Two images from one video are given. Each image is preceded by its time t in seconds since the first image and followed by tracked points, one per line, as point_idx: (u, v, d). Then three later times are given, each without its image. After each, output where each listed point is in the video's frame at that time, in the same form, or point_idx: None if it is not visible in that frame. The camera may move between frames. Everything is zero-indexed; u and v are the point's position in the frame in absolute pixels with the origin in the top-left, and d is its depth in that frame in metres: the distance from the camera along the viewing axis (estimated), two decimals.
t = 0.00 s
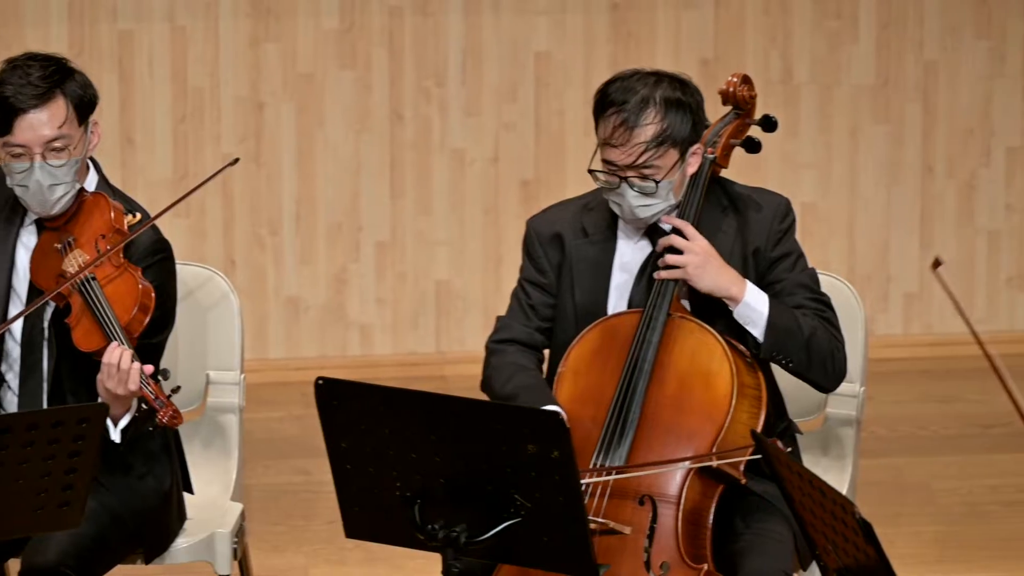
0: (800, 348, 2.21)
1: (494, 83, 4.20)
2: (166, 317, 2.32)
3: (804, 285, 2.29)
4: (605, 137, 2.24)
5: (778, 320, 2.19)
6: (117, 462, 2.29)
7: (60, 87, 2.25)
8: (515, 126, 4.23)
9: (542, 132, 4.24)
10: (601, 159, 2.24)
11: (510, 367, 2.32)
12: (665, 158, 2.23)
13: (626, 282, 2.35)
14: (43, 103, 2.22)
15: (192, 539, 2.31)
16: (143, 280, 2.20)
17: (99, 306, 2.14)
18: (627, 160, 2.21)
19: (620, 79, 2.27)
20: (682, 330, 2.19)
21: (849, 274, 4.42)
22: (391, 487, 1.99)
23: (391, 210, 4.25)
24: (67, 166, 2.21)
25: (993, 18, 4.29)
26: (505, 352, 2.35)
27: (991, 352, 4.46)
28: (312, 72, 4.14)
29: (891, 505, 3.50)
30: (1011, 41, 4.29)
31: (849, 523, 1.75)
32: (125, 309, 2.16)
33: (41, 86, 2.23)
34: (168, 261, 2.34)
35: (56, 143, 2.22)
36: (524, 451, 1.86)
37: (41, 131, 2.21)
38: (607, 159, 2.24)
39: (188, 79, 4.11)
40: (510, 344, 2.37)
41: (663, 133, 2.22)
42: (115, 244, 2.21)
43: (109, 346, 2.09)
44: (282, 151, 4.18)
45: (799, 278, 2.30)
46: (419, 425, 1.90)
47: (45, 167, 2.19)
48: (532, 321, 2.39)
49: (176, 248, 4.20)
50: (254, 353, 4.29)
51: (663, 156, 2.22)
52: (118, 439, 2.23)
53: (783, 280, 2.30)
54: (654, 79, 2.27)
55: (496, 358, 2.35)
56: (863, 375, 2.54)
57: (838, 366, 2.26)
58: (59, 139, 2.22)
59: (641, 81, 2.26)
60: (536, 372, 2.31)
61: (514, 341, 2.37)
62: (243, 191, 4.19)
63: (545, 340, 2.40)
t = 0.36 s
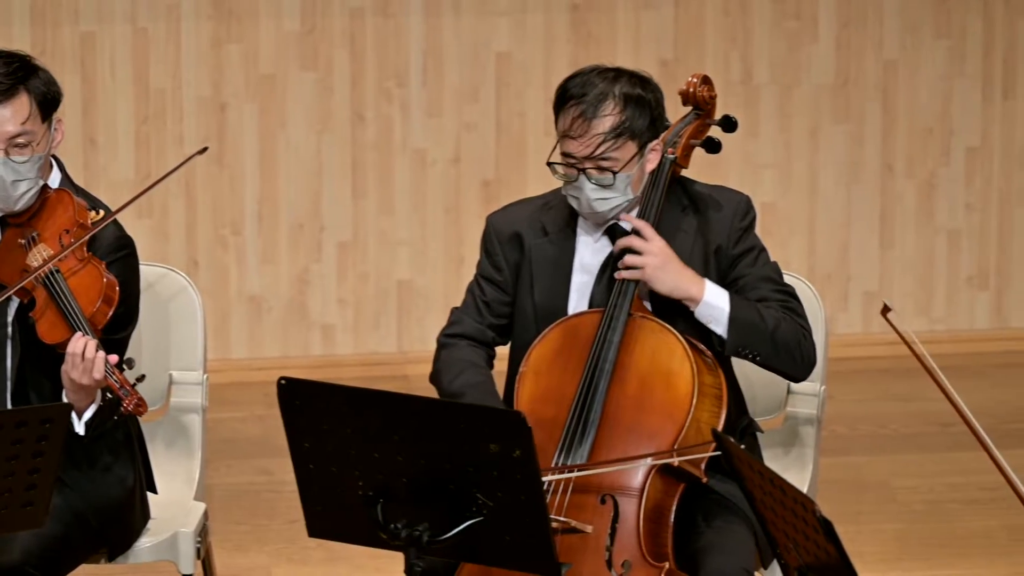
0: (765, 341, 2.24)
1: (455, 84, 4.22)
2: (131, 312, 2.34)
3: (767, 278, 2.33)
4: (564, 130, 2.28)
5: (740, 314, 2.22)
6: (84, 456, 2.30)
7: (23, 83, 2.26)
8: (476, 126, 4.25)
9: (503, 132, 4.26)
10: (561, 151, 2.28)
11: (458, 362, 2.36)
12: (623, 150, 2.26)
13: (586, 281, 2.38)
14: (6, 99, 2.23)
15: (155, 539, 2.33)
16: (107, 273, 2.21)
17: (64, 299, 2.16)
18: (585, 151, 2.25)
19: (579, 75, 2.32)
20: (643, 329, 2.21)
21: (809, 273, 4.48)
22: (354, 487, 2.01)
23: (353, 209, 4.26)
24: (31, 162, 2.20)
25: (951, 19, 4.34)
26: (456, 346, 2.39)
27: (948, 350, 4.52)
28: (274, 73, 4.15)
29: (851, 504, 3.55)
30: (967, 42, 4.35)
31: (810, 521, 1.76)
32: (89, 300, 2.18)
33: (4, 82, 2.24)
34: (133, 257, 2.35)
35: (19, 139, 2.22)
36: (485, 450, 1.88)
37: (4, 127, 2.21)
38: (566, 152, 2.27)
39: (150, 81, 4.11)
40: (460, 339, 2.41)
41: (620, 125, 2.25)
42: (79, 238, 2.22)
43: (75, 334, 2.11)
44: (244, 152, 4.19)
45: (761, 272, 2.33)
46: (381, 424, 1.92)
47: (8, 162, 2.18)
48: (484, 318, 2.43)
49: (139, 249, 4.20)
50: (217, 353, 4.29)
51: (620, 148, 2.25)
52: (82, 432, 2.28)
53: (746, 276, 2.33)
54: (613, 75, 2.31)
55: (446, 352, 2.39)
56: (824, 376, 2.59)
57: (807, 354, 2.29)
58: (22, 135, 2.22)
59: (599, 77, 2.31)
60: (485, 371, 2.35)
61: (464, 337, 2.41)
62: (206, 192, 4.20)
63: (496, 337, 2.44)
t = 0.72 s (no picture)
0: (732, 335, 2.29)
1: (425, 83, 4.25)
2: (104, 307, 2.37)
3: (733, 273, 2.38)
4: (532, 114, 2.32)
5: (707, 310, 2.28)
6: (58, 449, 2.33)
7: None
8: (446, 124, 4.29)
9: (473, 130, 4.30)
10: (528, 135, 2.33)
11: (423, 354, 2.43)
12: (589, 135, 2.30)
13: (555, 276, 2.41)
14: None
15: (129, 534, 2.36)
16: (80, 269, 2.25)
17: (37, 292, 2.18)
18: (551, 135, 2.29)
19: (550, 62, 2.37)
20: (610, 324, 2.25)
21: (774, 269, 4.54)
22: (326, 481, 2.04)
23: (323, 207, 4.29)
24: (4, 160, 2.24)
25: (914, 18, 4.41)
26: (422, 337, 2.46)
27: (912, 344, 4.59)
28: (245, 72, 4.17)
29: (817, 496, 3.62)
30: (930, 41, 4.42)
31: (777, 514, 1.80)
32: (61, 296, 2.21)
33: None
34: (106, 253, 2.37)
35: None
36: (455, 445, 1.91)
37: None
38: (534, 136, 2.32)
39: (123, 80, 4.13)
40: (427, 331, 2.48)
41: (586, 109, 2.30)
42: (51, 234, 2.25)
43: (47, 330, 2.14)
44: (216, 151, 4.21)
45: (727, 267, 2.38)
46: (352, 419, 1.96)
47: None
48: (450, 311, 2.49)
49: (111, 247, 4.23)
50: (189, 350, 4.32)
51: (586, 132, 2.30)
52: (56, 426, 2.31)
53: (712, 271, 2.38)
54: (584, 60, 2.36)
55: (412, 342, 2.47)
56: (789, 371, 2.64)
57: (774, 346, 2.34)
58: None
59: (568, 63, 2.36)
60: (448, 364, 2.42)
61: (431, 328, 2.48)
62: (178, 189, 4.22)
63: (463, 329, 2.50)
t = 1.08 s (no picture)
0: (682, 331, 2.35)
1: (383, 77, 4.29)
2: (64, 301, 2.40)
3: (686, 271, 2.44)
4: (478, 136, 2.35)
5: (660, 304, 2.33)
6: (20, 442, 2.36)
7: None
8: (403, 118, 4.32)
9: (430, 124, 4.34)
10: (478, 157, 2.35)
11: (382, 330, 2.51)
12: (538, 152, 2.33)
13: (509, 272, 2.46)
14: None
15: (90, 524, 2.38)
16: (41, 264, 2.27)
17: None
18: (501, 157, 2.32)
19: (488, 78, 2.38)
20: (566, 315, 2.31)
21: (728, 260, 4.62)
22: (285, 471, 2.08)
23: (283, 200, 4.32)
24: None
25: (866, 12, 4.48)
26: (382, 315, 2.55)
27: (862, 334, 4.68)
28: (205, 67, 4.20)
29: (770, 483, 3.70)
30: (882, 35, 4.49)
31: (732, 502, 1.84)
32: (22, 290, 2.24)
33: None
34: (67, 248, 2.40)
35: None
36: (413, 434, 1.94)
37: None
38: (484, 157, 2.35)
39: (84, 75, 4.15)
40: (388, 310, 2.56)
41: (531, 128, 2.32)
42: (12, 229, 2.27)
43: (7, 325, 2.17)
44: (176, 146, 4.24)
45: (680, 264, 2.45)
46: (311, 409, 1.99)
47: None
48: (410, 293, 2.57)
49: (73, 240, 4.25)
50: (150, 341, 4.35)
51: (535, 150, 2.33)
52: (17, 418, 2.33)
53: (666, 267, 2.45)
54: (520, 74, 2.38)
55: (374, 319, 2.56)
56: (744, 359, 2.71)
57: (720, 346, 2.41)
58: None
59: (506, 79, 2.37)
60: (406, 344, 2.50)
61: (393, 307, 2.57)
62: (138, 183, 4.24)
63: (423, 311, 2.58)
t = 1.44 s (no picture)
0: (641, 306, 2.42)
1: (338, 62, 4.31)
2: (25, 284, 2.43)
3: (640, 248, 2.50)
4: (437, 118, 2.39)
5: (619, 280, 2.39)
6: None
7: None
8: (359, 103, 4.35)
9: (385, 108, 4.37)
10: (436, 139, 2.39)
11: (340, 329, 2.52)
12: (496, 133, 2.37)
13: (464, 255, 2.52)
14: None
15: (50, 504, 2.42)
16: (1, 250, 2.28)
17: None
18: (458, 138, 2.36)
19: (445, 63, 2.44)
20: (521, 298, 2.37)
21: (681, 244, 4.70)
22: (244, 453, 2.11)
23: (240, 184, 4.35)
24: None
25: None
26: (340, 315, 2.55)
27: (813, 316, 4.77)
28: (163, 54, 4.22)
29: (721, 463, 3.78)
30: (831, 21, 4.57)
31: (684, 482, 1.90)
32: None
33: None
34: (28, 233, 2.44)
35: None
36: (371, 417, 1.98)
37: None
38: (441, 139, 2.39)
39: (44, 62, 4.18)
40: (345, 309, 2.56)
41: (490, 109, 2.37)
42: None
43: None
44: (135, 131, 4.26)
45: (634, 242, 2.50)
46: (269, 392, 2.03)
47: None
48: (365, 289, 2.58)
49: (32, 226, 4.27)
50: (109, 324, 4.38)
51: (493, 131, 2.37)
52: None
53: (620, 245, 2.50)
54: (478, 59, 2.43)
55: (331, 320, 2.55)
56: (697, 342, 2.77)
57: (676, 322, 2.48)
58: None
59: (465, 64, 2.42)
60: (365, 340, 2.51)
61: (348, 306, 2.57)
62: (97, 168, 4.27)
63: (379, 306, 2.59)
